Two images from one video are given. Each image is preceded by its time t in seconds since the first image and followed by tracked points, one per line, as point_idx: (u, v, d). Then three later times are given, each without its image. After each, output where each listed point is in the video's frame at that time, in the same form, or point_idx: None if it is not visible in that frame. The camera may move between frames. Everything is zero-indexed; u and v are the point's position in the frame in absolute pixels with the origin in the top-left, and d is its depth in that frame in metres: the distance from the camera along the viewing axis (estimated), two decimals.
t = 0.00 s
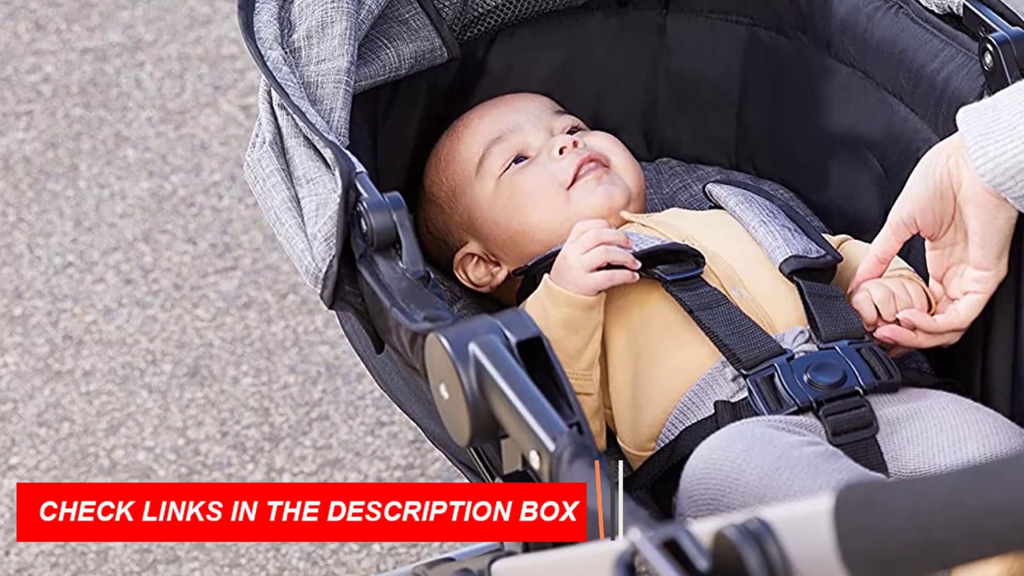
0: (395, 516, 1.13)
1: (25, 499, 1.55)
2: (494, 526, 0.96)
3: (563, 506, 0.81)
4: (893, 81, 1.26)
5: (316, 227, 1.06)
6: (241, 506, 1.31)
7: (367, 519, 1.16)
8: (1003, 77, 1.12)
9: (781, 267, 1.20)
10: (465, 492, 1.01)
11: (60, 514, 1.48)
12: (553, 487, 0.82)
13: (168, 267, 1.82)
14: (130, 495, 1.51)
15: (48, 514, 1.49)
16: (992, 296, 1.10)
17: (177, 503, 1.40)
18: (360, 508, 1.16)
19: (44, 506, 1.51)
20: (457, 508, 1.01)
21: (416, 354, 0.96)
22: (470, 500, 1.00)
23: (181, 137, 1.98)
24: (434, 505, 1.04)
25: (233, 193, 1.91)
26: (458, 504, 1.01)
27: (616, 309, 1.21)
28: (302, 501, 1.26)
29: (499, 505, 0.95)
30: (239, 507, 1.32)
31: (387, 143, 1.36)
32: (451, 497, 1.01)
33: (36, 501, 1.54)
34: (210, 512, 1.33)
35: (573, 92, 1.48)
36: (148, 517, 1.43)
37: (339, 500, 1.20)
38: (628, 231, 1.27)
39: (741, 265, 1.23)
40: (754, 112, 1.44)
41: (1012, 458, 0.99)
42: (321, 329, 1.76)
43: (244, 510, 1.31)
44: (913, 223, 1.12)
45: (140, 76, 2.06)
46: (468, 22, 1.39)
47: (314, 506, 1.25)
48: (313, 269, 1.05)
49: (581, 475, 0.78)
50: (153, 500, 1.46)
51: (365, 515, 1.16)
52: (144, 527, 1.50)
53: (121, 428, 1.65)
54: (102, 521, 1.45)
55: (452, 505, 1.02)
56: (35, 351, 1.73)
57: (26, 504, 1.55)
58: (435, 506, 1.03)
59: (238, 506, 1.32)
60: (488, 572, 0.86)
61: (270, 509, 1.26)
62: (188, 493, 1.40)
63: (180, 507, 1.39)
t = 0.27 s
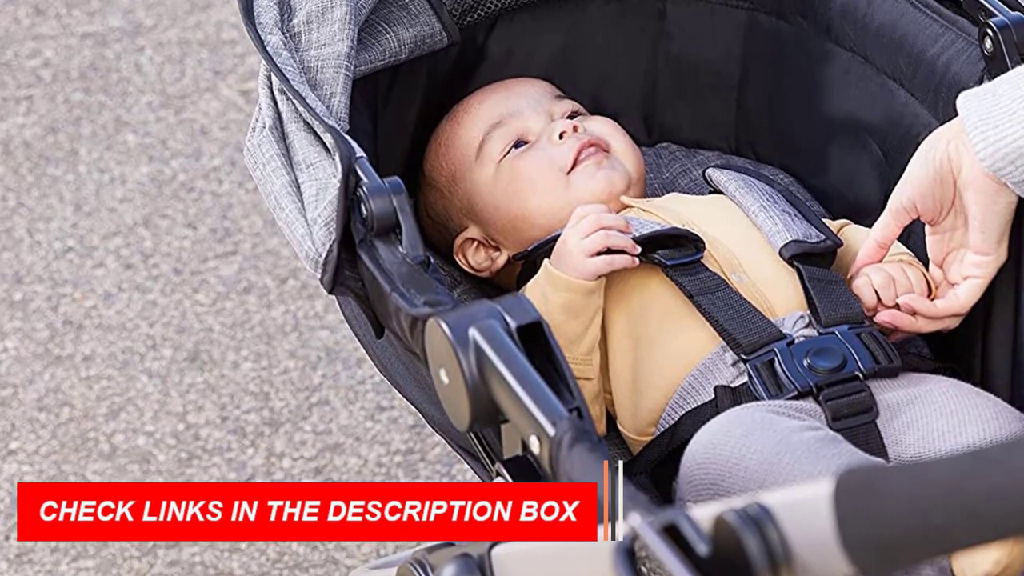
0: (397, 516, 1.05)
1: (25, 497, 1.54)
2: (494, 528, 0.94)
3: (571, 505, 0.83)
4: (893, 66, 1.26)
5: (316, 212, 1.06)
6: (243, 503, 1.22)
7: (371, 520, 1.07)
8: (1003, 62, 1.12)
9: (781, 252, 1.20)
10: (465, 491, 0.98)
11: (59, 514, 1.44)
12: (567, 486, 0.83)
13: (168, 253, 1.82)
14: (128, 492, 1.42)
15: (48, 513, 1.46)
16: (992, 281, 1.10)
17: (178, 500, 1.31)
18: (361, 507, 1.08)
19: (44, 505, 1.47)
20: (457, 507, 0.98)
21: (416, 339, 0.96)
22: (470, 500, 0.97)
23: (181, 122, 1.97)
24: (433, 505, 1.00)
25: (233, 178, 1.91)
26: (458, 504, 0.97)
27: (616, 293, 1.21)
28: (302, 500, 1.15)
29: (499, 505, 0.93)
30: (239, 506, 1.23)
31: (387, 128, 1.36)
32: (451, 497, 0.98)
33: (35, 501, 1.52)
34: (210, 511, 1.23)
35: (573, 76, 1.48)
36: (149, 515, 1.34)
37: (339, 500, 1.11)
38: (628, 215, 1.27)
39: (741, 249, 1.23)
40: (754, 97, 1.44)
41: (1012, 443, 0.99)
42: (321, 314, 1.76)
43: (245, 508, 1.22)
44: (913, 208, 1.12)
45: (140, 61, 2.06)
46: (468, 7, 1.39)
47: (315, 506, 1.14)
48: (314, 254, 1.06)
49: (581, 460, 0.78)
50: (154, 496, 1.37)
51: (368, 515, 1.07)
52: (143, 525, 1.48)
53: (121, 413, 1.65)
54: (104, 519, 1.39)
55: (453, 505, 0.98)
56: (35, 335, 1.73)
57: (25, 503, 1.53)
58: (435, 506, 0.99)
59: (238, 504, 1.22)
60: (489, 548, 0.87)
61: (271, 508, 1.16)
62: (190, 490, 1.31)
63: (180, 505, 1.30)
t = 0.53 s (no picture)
0: (397, 515, 1.01)
1: (24, 497, 1.52)
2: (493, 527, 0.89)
3: (568, 503, 0.79)
4: (894, 49, 1.26)
5: (316, 196, 1.06)
6: (242, 502, 1.17)
7: (371, 519, 1.04)
8: (1003, 46, 1.11)
9: (781, 236, 1.20)
10: (465, 491, 0.94)
11: (59, 513, 1.37)
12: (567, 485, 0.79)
13: (168, 237, 1.82)
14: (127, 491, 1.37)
15: (48, 513, 1.40)
16: (992, 265, 1.10)
17: (177, 502, 1.24)
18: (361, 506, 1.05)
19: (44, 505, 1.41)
20: (459, 508, 0.93)
21: (416, 323, 0.95)
22: (470, 500, 0.93)
23: (181, 107, 1.97)
24: (433, 505, 0.97)
25: (233, 162, 1.91)
26: (459, 504, 0.93)
27: (616, 277, 1.21)
28: (302, 500, 1.10)
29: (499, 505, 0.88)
30: (239, 506, 1.17)
31: (387, 111, 1.36)
32: (452, 497, 0.94)
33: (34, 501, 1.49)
34: (209, 512, 1.18)
35: (573, 60, 1.47)
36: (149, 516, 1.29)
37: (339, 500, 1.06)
38: (627, 199, 1.27)
39: (741, 234, 1.23)
40: (753, 81, 1.43)
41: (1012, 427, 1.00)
42: (321, 298, 1.76)
43: (246, 508, 1.16)
44: (913, 192, 1.12)
45: (140, 45, 2.05)
46: None
47: (315, 506, 1.09)
48: (313, 239, 1.06)
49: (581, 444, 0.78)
50: (153, 496, 1.31)
51: (367, 514, 1.04)
52: (142, 524, 1.44)
53: (121, 397, 1.65)
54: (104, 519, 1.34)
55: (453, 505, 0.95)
56: (35, 320, 1.73)
57: (25, 503, 1.51)
58: (435, 506, 0.97)
59: (238, 503, 1.17)
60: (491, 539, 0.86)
61: (271, 507, 1.12)
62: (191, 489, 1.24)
63: (180, 505, 1.22)
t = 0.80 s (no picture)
0: (397, 516, 0.95)
1: (23, 497, 1.45)
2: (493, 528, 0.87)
3: (567, 503, 0.78)
4: (894, 33, 1.25)
5: (316, 180, 1.06)
6: (242, 503, 1.09)
7: (372, 520, 0.98)
8: (1003, 30, 1.11)
9: (781, 220, 1.20)
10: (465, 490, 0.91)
11: (58, 514, 1.31)
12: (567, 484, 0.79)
13: (168, 220, 1.82)
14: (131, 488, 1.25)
15: (47, 514, 1.33)
16: (992, 248, 1.10)
17: (176, 503, 1.16)
18: (362, 507, 0.98)
19: (43, 505, 1.34)
20: (457, 508, 0.90)
21: (416, 307, 0.96)
22: (470, 499, 0.90)
23: (182, 90, 1.97)
24: (433, 505, 0.93)
25: (233, 146, 1.91)
26: (458, 504, 0.90)
27: (616, 261, 1.21)
28: (302, 500, 1.02)
29: (499, 505, 0.87)
30: (239, 506, 1.10)
31: (387, 95, 1.36)
32: (450, 497, 0.91)
33: (32, 501, 1.42)
34: (209, 512, 1.12)
35: (573, 43, 1.46)
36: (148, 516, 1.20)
37: (339, 500, 0.99)
38: (627, 183, 1.27)
39: (742, 218, 1.23)
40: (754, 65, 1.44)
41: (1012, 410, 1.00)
42: (321, 282, 1.76)
43: (246, 509, 1.09)
44: (913, 175, 1.12)
45: (140, 29, 2.05)
46: None
47: (315, 507, 1.01)
48: (314, 222, 1.06)
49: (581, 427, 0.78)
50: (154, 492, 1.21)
51: (367, 515, 0.98)
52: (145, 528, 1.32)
53: (121, 380, 1.65)
54: (104, 519, 1.26)
55: (452, 504, 0.91)
56: (35, 304, 1.73)
57: (25, 502, 1.45)
58: (434, 505, 0.92)
59: (238, 503, 1.10)
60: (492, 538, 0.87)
61: (271, 507, 1.05)
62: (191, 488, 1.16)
63: (179, 506, 1.15)
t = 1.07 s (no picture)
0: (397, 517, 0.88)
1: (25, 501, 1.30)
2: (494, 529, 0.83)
3: (567, 503, 0.77)
4: (893, 16, 1.25)
5: (316, 162, 1.06)
6: (241, 502, 0.93)
7: (372, 521, 0.89)
8: (1004, 14, 1.12)
9: (781, 203, 1.20)
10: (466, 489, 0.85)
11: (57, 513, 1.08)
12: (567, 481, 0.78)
13: (168, 203, 1.82)
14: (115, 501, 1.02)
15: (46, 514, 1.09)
16: (992, 231, 1.09)
17: (175, 501, 0.99)
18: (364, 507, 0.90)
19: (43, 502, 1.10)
20: (457, 507, 0.85)
21: (415, 290, 0.95)
22: (471, 499, 0.84)
23: (182, 73, 1.97)
24: (433, 504, 0.87)
25: (233, 129, 1.91)
26: (458, 504, 0.85)
27: (616, 244, 1.21)
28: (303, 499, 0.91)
29: (499, 504, 0.83)
30: (238, 505, 0.93)
31: (387, 77, 1.35)
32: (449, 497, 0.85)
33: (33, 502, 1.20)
34: (209, 512, 0.95)
35: (573, 27, 1.47)
36: (146, 517, 1.00)
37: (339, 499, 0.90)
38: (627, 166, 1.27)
39: (742, 201, 1.23)
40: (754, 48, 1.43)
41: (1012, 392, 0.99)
42: (321, 265, 1.76)
43: (246, 508, 0.93)
44: (913, 158, 1.12)
45: (140, 12, 2.05)
46: None
47: (315, 507, 0.90)
48: (313, 205, 1.06)
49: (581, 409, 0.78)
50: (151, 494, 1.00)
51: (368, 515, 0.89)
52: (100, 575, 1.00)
53: (121, 363, 1.65)
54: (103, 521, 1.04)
55: (453, 504, 0.85)
56: (35, 287, 1.73)
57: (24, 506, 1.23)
58: (434, 505, 0.86)
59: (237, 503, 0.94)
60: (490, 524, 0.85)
61: (271, 506, 0.92)
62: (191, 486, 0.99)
63: (178, 505, 0.98)
